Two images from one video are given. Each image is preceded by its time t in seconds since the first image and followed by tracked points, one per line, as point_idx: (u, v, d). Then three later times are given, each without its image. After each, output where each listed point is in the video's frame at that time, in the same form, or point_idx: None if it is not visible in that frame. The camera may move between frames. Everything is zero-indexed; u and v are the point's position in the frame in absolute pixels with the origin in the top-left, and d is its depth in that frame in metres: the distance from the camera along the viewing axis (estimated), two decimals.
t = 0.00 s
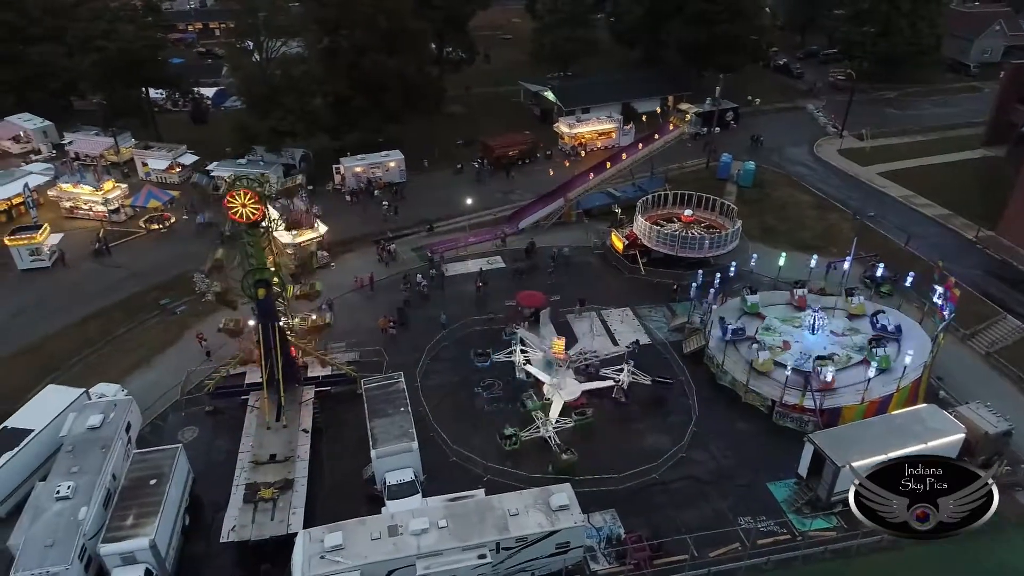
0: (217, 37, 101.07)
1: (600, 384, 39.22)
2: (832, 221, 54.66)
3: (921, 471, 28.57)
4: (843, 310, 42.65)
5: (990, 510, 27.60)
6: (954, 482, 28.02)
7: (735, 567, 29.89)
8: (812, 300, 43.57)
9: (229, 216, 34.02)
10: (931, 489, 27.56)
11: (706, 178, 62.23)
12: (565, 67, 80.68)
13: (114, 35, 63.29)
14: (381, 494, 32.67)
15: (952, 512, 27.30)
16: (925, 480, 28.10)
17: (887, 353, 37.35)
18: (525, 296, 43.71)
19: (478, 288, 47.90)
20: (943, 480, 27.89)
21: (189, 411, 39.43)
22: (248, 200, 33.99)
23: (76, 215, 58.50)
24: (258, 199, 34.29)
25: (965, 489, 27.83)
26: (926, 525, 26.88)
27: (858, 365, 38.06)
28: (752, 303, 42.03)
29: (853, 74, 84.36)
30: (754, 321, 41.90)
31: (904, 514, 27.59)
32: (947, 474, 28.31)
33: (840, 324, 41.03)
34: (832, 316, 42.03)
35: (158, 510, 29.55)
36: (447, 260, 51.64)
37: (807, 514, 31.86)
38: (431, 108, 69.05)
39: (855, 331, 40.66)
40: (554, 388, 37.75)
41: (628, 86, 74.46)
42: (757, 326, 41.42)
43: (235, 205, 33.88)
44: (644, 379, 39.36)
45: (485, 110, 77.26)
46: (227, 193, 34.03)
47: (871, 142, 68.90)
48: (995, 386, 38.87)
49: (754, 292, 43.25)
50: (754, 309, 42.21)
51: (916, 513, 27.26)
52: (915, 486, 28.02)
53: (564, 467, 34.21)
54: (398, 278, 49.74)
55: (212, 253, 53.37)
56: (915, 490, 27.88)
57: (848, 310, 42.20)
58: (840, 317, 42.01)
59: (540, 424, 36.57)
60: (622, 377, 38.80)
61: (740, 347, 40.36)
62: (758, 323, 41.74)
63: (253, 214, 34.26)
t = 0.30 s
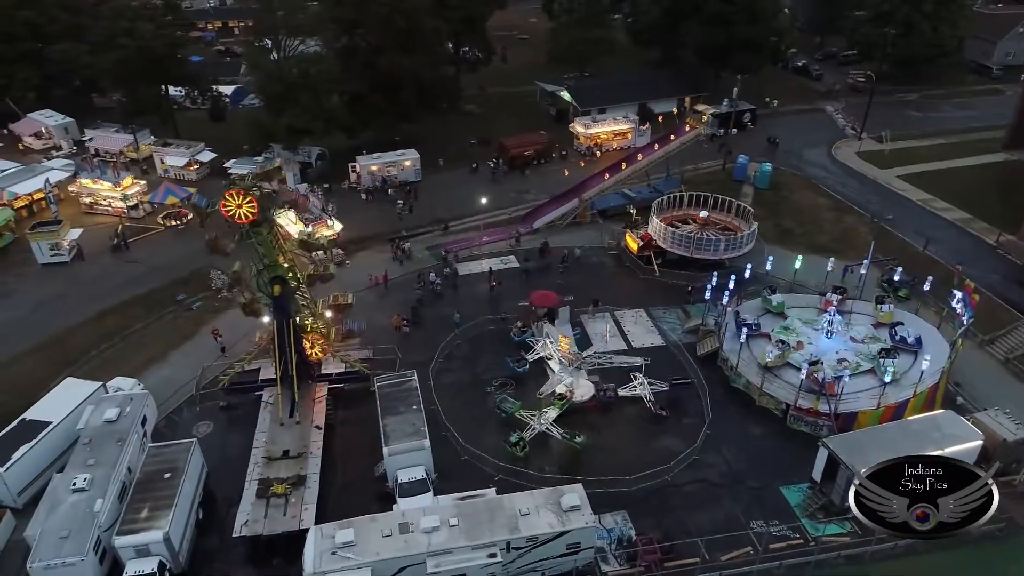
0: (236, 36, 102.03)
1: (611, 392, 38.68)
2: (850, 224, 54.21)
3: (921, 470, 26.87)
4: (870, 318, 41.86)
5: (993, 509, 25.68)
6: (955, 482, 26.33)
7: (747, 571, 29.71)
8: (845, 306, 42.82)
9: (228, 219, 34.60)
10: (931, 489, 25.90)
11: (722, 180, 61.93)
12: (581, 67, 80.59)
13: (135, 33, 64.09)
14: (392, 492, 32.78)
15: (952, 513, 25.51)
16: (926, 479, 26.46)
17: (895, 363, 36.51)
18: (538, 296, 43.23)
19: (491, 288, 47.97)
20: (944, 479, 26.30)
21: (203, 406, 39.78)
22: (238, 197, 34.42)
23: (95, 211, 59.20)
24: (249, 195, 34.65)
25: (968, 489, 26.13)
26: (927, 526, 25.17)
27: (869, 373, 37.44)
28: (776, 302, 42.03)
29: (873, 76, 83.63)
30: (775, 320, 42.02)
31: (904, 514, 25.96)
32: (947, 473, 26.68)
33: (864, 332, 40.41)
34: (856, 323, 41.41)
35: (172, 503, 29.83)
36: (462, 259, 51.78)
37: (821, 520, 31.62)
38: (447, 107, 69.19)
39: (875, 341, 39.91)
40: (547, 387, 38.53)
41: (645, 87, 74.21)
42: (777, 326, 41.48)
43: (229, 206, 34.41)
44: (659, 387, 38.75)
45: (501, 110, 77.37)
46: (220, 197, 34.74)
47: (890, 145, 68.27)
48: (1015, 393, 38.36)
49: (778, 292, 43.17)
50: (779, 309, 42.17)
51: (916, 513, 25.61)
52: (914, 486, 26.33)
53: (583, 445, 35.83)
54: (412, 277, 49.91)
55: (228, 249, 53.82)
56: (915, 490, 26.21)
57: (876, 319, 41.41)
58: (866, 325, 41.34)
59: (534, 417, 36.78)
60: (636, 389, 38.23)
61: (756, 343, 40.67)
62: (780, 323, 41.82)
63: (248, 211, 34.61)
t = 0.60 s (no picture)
0: (255, 34, 102.81)
1: (626, 405, 38.14)
2: (869, 228, 53.73)
3: (922, 468, 23.14)
4: (900, 328, 40.94)
5: (996, 509, 23.03)
6: (956, 479, 23.05)
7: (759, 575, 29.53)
8: (876, 314, 42.01)
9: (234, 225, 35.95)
10: (933, 488, 22.69)
11: (740, 182, 61.58)
12: (598, 68, 80.46)
13: (156, 31, 64.82)
14: (405, 489, 32.90)
15: (953, 513, 22.76)
16: (926, 478, 22.99)
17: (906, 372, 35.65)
18: (552, 296, 43.64)
19: (506, 287, 48.03)
20: (945, 478, 22.94)
21: (219, 401, 40.14)
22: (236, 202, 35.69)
23: (115, 207, 59.91)
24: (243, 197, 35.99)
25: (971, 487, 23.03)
26: (928, 528, 22.48)
27: (880, 380, 36.80)
28: (803, 303, 42.04)
29: (894, 79, 82.87)
30: (800, 320, 42.04)
31: (904, 515, 23.04)
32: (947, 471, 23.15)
33: (888, 340, 39.61)
34: (881, 331, 40.69)
35: (187, 496, 30.14)
36: (477, 258, 51.88)
37: (835, 525, 31.34)
38: (464, 107, 69.33)
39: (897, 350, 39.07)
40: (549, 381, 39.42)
41: (662, 88, 73.95)
42: (798, 326, 41.43)
43: (231, 213, 35.71)
44: (667, 393, 38.62)
45: (518, 110, 77.42)
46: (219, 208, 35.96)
47: (911, 148, 67.59)
48: None
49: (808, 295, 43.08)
50: (805, 311, 42.10)
51: (917, 513, 22.75)
52: (915, 485, 22.98)
53: (596, 446, 35.82)
54: (427, 275, 50.07)
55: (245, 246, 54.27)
56: (916, 490, 22.94)
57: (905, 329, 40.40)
58: (892, 333, 40.46)
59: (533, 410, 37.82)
60: (650, 403, 37.82)
61: (773, 340, 40.90)
62: (805, 323, 41.78)
63: (248, 213, 35.99)
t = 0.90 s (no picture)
0: (276, 33, 103.60)
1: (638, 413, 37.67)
2: (889, 231, 53.20)
3: (922, 469, 25.30)
4: (930, 338, 40.03)
5: (993, 507, 25.46)
6: (955, 481, 25.25)
7: None
8: (910, 323, 41.12)
9: (240, 231, 36.63)
10: (932, 490, 25.00)
11: (759, 184, 61.20)
12: (617, 69, 80.27)
13: (180, 29, 65.60)
14: (419, 487, 33.03)
15: (951, 512, 25.20)
16: (925, 479, 25.23)
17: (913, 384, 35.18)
18: (568, 296, 43.39)
19: (522, 287, 48.09)
20: (944, 478, 25.15)
21: (236, 396, 40.52)
22: (242, 208, 36.48)
23: (136, 202, 60.67)
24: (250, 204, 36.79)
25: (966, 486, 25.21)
26: (926, 527, 25.19)
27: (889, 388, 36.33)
28: (834, 306, 41.80)
29: (917, 81, 82.00)
30: (830, 324, 41.80)
31: (904, 514, 25.58)
32: (946, 473, 25.29)
33: (914, 349, 38.92)
34: (908, 339, 39.99)
35: (204, 490, 30.49)
36: (493, 258, 52.02)
37: (851, 532, 31.10)
38: (483, 106, 69.45)
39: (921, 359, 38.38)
40: (553, 373, 39.96)
41: (681, 89, 73.64)
42: (822, 328, 41.37)
43: (237, 219, 36.51)
44: (672, 404, 37.78)
45: (537, 110, 77.42)
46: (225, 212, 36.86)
47: (933, 151, 66.85)
48: None
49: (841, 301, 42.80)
50: (833, 315, 41.87)
51: (916, 513, 25.35)
52: (915, 486, 25.26)
53: (610, 447, 35.82)
54: (444, 274, 50.25)
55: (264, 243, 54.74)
56: (915, 490, 25.25)
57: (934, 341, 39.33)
58: (921, 343, 39.54)
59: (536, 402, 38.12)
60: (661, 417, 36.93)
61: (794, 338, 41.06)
62: (835, 326, 41.49)
63: (253, 218, 36.74)
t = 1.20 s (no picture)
0: (297, 32, 104.41)
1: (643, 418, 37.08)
2: (912, 236, 52.57)
3: (921, 468, 22.86)
4: (960, 350, 39.10)
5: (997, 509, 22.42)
6: (957, 481, 22.58)
7: None
8: (944, 333, 40.19)
9: (251, 236, 36.73)
10: (933, 490, 22.44)
11: (779, 187, 60.73)
12: (637, 70, 80.02)
13: (203, 28, 66.36)
14: (433, 484, 33.16)
15: (953, 513, 22.48)
16: (926, 479, 22.74)
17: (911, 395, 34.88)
18: (585, 297, 43.20)
19: (538, 287, 48.10)
20: (945, 478, 22.58)
21: (254, 391, 40.92)
22: (253, 215, 36.40)
23: (158, 198, 61.41)
24: (259, 208, 36.66)
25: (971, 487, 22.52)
26: (928, 528, 22.41)
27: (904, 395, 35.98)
28: (866, 313, 41.35)
29: (942, 85, 80.96)
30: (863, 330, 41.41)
31: (903, 514, 22.77)
32: (948, 472, 22.68)
33: (937, 360, 38.13)
34: (936, 349, 39.24)
35: (221, 483, 30.81)
36: (511, 257, 52.10)
37: (868, 539, 30.79)
38: (502, 106, 69.52)
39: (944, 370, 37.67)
40: (565, 365, 40.75)
41: (701, 90, 73.24)
42: (849, 332, 41.15)
43: (248, 224, 36.48)
44: (683, 420, 36.93)
45: (556, 110, 77.38)
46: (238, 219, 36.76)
47: (957, 155, 65.97)
48: None
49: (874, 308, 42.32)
50: (865, 320, 41.49)
51: (917, 514, 22.64)
52: (915, 485, 22.72)
53: (625, 448, 35.82)
54: (461, 273, 50.38)
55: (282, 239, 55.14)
56: (915, 490, 22.69)
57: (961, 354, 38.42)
58: (948, 355, 38.66)
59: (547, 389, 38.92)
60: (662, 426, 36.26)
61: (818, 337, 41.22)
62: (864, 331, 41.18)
63: (263, 224, 36.79)
